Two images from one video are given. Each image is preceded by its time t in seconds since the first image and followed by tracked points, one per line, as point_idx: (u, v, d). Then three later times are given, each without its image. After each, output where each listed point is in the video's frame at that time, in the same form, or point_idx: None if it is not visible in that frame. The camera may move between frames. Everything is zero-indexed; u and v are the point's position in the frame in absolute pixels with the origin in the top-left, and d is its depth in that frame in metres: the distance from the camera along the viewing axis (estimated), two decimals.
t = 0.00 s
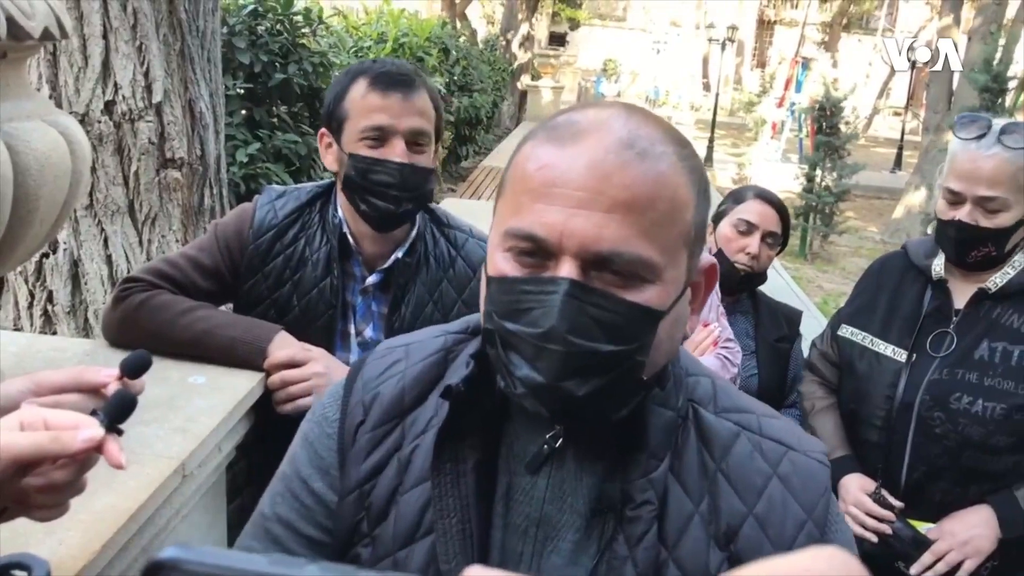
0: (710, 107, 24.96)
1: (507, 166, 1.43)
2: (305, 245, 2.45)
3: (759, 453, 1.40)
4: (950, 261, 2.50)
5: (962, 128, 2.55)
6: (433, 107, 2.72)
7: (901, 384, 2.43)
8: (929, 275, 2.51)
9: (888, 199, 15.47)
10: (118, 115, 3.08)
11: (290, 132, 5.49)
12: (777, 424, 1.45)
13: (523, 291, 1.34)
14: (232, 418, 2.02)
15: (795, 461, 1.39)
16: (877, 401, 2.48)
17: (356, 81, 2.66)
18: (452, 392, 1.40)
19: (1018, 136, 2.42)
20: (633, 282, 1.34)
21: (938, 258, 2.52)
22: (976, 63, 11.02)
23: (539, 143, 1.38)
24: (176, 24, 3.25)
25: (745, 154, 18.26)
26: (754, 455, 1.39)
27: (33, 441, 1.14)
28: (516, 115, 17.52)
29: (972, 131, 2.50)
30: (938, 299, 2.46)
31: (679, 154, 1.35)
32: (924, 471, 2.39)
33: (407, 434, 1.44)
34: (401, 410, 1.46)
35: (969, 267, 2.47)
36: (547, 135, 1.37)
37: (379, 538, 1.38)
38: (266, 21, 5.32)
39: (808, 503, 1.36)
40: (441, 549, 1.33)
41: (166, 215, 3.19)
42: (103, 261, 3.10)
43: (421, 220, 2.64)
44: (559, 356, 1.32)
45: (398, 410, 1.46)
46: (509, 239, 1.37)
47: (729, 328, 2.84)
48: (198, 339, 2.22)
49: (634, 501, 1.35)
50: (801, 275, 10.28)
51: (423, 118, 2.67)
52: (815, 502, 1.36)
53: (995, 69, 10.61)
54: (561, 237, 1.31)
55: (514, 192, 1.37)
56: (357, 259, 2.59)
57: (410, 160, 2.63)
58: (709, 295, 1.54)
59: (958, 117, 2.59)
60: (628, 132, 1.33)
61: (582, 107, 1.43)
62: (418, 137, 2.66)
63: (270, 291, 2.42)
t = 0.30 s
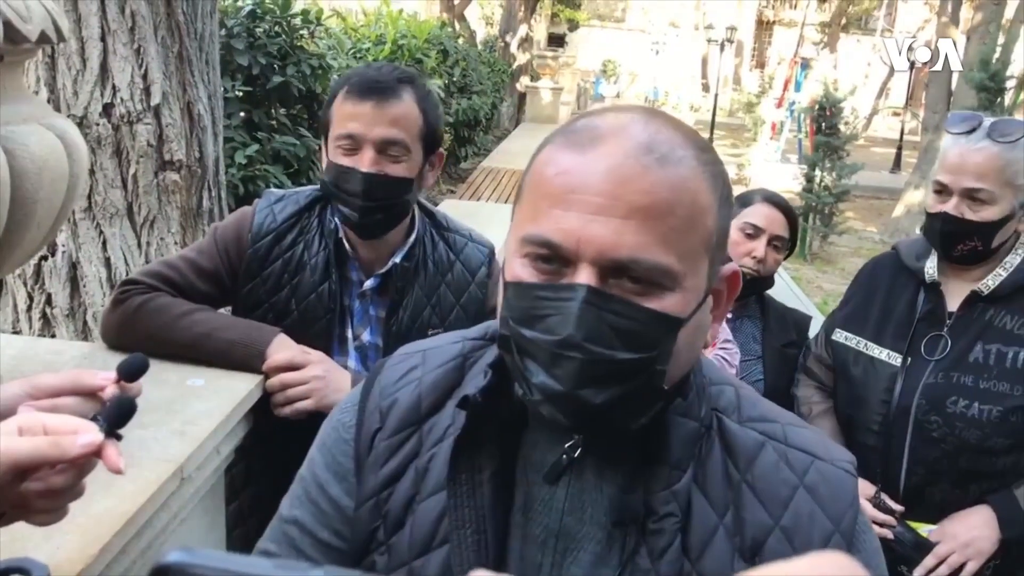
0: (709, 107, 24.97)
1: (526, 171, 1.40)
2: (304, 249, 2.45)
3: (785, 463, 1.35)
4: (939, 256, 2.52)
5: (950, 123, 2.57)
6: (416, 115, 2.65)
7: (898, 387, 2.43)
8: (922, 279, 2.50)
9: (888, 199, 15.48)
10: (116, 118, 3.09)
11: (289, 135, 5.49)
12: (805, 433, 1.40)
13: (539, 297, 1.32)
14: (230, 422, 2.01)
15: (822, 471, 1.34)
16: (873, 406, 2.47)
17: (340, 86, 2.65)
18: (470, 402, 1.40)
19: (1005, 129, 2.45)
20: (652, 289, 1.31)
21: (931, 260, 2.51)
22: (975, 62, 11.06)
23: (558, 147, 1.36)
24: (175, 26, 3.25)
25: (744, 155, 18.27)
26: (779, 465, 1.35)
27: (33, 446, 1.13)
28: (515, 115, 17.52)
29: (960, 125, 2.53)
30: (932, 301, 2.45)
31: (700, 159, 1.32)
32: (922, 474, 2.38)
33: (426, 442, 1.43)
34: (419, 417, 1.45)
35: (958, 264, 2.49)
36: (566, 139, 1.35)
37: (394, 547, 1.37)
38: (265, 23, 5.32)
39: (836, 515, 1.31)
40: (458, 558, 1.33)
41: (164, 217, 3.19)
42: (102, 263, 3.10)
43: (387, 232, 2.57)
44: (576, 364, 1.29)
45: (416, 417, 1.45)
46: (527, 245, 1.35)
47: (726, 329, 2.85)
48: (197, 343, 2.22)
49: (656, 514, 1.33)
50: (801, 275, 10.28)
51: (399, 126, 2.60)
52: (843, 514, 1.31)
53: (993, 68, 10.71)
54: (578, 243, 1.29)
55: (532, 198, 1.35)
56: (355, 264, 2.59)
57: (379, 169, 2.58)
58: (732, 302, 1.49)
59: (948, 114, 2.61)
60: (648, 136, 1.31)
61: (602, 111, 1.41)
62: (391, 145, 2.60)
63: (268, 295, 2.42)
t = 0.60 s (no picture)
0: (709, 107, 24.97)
1: (551, 171, 1.41)
2: (303, 250, 2.45)
3: (799, 467, 1.36)
4: (935, 253, 2.55)
5: (948, 120, 2.63)
6: (362, 111, 2.56)
7: (899, 388, 2.42)
8: (920, 279, 2.50)
9: (888, 198, 15.49)
10: (117, 119, 3.09)
11: (288, 136, 5.50)
12: (820, 439, 1.41)
13: (567, 294, 1.32)
14: (231, 422, 2.01)
15: (836, 477, 1.35)
16: (873, 408, 2.46)
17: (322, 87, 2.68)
18: (501, 400, 1.40)
19: (997, 125, 2.51)
20: (680, 286, 1.31)
21: (929, 261, 2.52)
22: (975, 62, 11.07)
23: (584, 146, 1.36)
24: (175, 28, 3.26)
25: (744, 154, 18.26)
26: (793, 469, 1.36)
27: (34, 446, 1.14)
28: (515, 115, 17.51)
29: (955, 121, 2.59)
30: (930, 302, 2.46)
31: (727, 156, 1.33)
32: (924, 476, 2.38)
33: (453, 444, 1.42)
34: (446, 419, 1.44)
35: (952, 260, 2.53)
36: (592, 138, 1.36)
37: (424, 551, 1.36)
38: (264, 24, 5.33)
39: (847, 521, 1.32)
40: (491, 560, 1.32)
41: (165, 218, 3.20)
42: (102, 265, 3.10)
43: (320, 226, 2.50)
44: (604, 360, 1.29)
45: (444, 419, 1.44)
46: (554, 242, 1.34)
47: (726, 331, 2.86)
48: (197, 343, 2.22)
49: (664, 510, 1.33)
50: (801, 274, 10.28)
51: (336, 118, 2.54)
52: (855, 521, 1.32)
53: (993, 67, 10.74)
54: (607, 241, 1.29)
55: (558, 196, 1.35)
56: (352, 264, 2.57)
57: (312, 162, 2.55)
58: (757, 300, 1.49)
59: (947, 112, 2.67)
60: (675, 134, 1.31)
61: (627, 110, 1.41)
62: (330, 137, 2.55)
63: (268, 296, 2.42)
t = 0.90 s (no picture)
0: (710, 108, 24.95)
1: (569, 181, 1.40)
2: (300, 250, 2.46)
3: (837, 478, 1.32)
4: (933, 253, 2.55)
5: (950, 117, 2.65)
6: (337, 104, 2.52)
7: (900, 389, 2.42)
8: (920, 280, 2.49)
9: (890, 199, 15.47)
10: (117, 122, 3.08)
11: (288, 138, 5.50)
12: (858, 447, 1.37)
13: (588, 305, 1.30)
14: (230, 425, 2.01)
15: (875, 487, 1.31)
16: (874, 410, 2.46)
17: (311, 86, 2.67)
18: (516, 411, 1.38)
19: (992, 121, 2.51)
20: (703, 293, 1.29)
21: (929, 263, 2.51)
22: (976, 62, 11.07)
23: (601, 154, 1.35)
24: (174, 30, 3.26)
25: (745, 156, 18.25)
26: (831, 480, 1.32)
27: (29, 445, 1.13)
28: (516, 117, 17.51)
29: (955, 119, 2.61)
30: (930, 303, 2.45)
31: (746, 159, 1.31)
32: (925, 478, 2.37)
33: (471, 452, 1.42)
34: (463, 427, 1.45)
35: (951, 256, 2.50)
36: (608, 146, 1.35)
37: (441, 557, 1.37)
38: (264, 27, 5.35)
39: (889, 532, 1.28)
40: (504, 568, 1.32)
41: (165, 221, 3.19)
42: (103, 268, 3.10)
43: (302, 220, 2.47)
44: (628, 372, 1.27)
45: (461, 427, 1.45)
46: (573, 253, 1.33)
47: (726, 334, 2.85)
48: (195, 344, 2.22)
49: (701, 526, 1.30)
50: (802, 275, 10.26)
51: (311, 113, 2.51)
52: (898, 531, 1.28)
53: (994, 67, 10.73)
54: (625, 249, 1.28)
55: (577, 206, 1.34)
56: (343, 262, 2.53)
57: (292, 158, 2.53)
58: (783, 306, 1.46)
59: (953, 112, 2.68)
60: (692, 138, 1.30)
61: (644, 117, 1.40)
62: (307, 132, 2.53)
63: (266, 297, 2.42)
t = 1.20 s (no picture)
0: (710, 107, 24.93)
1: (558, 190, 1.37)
2: (301, 250, 2.45)
3: (864, 486, 1.33)
4: (929, 251, 2.54)
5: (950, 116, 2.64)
6: (347, 99, 2.52)
7: (895, 386, 2.41)
8: (915, 278, 2.49)
9: (891, 199, 15.45)
10: (116, 124, 3.08)
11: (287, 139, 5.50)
12: (882, 454, 1.38)
13: (555, 318, 1.28)
14: (229, 427, 2.00)
15: (902, 494, 1.32)
16: (870, 407, 2.45)
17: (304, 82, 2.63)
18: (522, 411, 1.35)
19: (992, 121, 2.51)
20: (664, 313, 1.25)
21: (924, 260, 2.51)
22: (976, 61, 11.05)
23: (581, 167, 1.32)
24: (173, 32, 3.25)
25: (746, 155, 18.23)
26: (859, 488, 1.33)
27: (25, 449, 1.12)
28: (517, 118, 17.51)
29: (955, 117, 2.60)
30: (925, 300, 2.45)
31: (726, 179, 1.26)
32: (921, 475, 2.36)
33: (484, 453, 1.43)
34: (477, 426, 1.45)
35: (948, 255, 2.49)
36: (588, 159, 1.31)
37: (455, 555, 1.39)
38: (264, 29, 5.34)
39: (918, 540, 1.29)
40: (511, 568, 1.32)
41: (165, 223, 3.18)
42: (103, 270, 3.10)
43: (311, 214, 2.46)
44: (582, 388, 1.27)
45: (475, 426, 1.45)
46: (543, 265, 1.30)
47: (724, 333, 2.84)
48: (195, 347, 2.21)
49: (726, 536, 1.29)
50: (802, 274, 10.25)
51: (319, 107, 2.51)
52: (926, 539, 1.29)
53: (995, 66, 10.70)
54: (587, 266, 1.24)
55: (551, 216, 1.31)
56: (345, 258, 2.52)
57: (299, 152, 2.50)
58: (782, 325, 1.37)
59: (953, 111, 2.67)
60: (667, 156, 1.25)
61: (638, 129, 1.36)
62: (315, 126, 2.51)
63: (269, 298, 2.41)
